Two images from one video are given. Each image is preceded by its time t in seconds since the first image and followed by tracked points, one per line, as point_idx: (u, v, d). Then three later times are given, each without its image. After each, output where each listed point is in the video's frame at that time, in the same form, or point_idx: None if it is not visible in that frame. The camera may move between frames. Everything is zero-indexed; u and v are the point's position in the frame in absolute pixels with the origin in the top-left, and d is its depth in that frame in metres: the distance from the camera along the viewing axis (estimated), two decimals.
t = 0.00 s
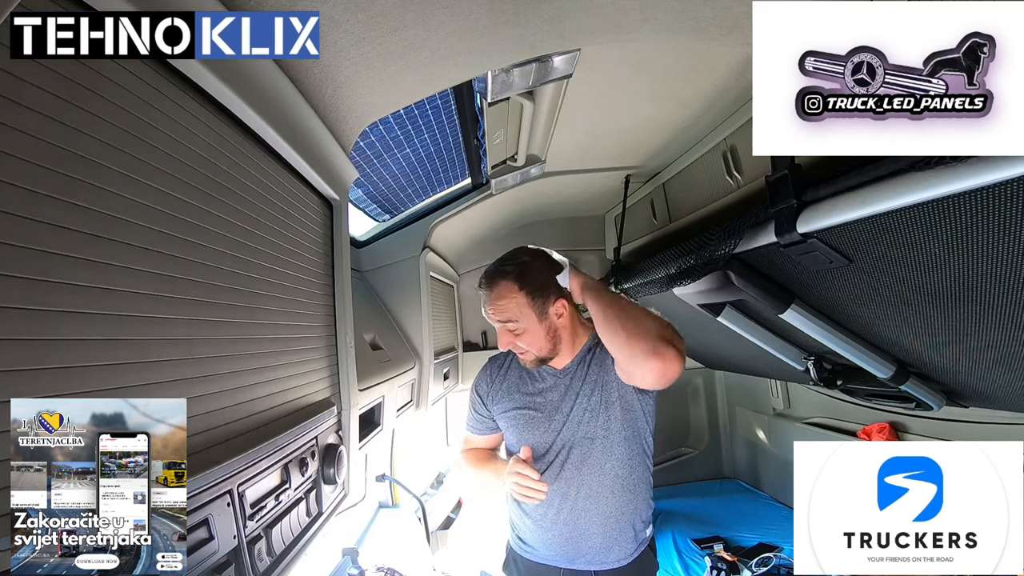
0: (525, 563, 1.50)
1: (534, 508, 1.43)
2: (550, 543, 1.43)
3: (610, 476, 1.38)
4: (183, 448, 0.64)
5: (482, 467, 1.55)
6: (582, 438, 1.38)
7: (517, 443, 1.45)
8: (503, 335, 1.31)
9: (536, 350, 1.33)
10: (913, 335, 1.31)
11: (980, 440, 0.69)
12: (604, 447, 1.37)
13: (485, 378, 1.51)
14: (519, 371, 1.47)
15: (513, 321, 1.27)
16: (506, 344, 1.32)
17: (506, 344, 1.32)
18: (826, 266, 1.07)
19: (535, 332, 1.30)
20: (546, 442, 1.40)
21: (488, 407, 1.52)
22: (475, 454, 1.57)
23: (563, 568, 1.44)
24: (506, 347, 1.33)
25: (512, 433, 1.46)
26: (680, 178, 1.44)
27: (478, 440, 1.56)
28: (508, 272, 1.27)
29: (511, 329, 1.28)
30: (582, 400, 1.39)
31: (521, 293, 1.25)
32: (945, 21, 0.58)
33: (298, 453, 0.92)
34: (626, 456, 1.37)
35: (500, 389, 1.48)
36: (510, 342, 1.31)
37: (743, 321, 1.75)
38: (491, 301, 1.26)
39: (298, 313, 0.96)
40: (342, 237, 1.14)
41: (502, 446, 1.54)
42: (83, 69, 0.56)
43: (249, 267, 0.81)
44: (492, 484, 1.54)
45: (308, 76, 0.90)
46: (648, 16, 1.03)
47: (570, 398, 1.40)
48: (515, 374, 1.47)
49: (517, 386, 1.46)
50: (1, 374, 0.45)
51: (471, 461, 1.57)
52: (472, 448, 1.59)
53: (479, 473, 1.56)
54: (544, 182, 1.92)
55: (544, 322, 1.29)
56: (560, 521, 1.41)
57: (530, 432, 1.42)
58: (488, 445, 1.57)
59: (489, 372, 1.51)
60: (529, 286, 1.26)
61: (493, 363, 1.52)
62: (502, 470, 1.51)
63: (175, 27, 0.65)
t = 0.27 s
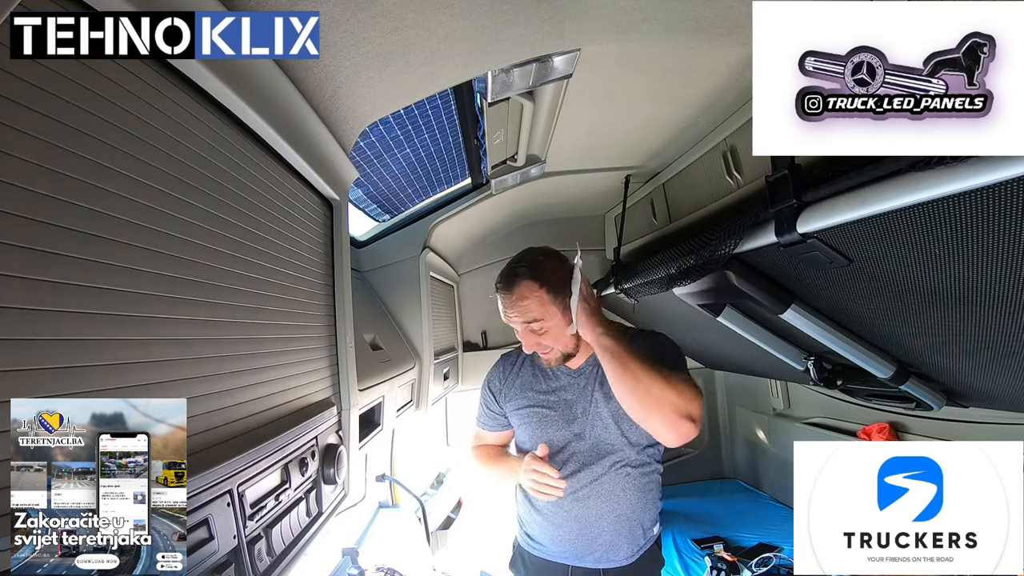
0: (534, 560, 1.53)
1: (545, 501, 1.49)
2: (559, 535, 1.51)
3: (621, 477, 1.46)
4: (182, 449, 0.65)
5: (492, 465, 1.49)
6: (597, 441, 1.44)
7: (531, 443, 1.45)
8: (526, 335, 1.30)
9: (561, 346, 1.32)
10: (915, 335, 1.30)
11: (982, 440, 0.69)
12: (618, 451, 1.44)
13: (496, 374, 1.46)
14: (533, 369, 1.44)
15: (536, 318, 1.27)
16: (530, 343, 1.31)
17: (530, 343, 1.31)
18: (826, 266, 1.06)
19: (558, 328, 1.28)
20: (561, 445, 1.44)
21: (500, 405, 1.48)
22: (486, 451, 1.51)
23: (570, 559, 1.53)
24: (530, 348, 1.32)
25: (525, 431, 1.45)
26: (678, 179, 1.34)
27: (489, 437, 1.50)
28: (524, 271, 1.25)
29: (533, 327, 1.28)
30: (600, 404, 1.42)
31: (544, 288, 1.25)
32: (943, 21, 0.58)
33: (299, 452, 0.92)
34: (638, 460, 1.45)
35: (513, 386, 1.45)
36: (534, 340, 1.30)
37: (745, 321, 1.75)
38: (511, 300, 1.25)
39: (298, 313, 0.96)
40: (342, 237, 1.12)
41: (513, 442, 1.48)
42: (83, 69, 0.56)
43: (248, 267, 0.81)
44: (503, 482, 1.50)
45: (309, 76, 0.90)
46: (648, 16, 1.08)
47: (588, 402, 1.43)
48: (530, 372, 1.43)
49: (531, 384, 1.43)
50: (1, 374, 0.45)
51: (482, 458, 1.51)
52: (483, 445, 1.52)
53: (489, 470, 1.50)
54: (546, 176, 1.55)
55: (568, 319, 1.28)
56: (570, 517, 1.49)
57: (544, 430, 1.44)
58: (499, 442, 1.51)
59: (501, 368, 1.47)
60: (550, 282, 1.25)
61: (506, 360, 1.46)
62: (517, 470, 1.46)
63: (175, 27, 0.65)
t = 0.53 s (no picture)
0: (541, 556, 1.52)
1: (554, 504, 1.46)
2: (568, 536, 1.48)
3: (633, 477, 1.42)
4: (182, 449, 0.65)
5: (500, 465, 1.46)
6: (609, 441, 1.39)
7: (540, 443, 1.42)
8: (540, 333, 1.28)
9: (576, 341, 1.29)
10: (915, 335, 1.30)
11: (982, 440, 0.69)
12: (630, 450, 1.39)
13: (504, 372, 1.47)
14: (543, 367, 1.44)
15: (548, 313, 1.25)
16: (545, 341, 1.29)
17: (546, 341, 1.29)
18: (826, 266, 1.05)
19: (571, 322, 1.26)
20: (572, 445, 1.40)
21: (508, 404, 1.47)
22: (493, 451, 1.48)
23: (578, 558, 1.51)
24: (545, 346, 1.30)
25: (534, 430, 1.43)
26: (678, 179, 1.33)
27: (496, 436, 1.48)
28: (532, 269, 1.25)
29: (546, 323, 1.26)
30: (613, 403, 1.37)
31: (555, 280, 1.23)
32: (942, 21, 0.59)
33: (299, 452, 0.92)
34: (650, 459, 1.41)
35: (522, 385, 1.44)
36: (548, 338, 1.28)
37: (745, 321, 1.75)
38: (523, 296, 1.25)
39: (298, 313, 0.96)
40: (342, 237, 1.12)
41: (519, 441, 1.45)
42: (82, 69, 0.56)
43: (248, 267, 0.81)
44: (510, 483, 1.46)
45: (309, 76, 0.90)
46: (648, 16, 1.07)
47: (600, 400, 1.39)
48: (539, 372, 1.43)
49: (541, 384, 1.42)
50: (1, 374, 0.45)
51: (489, 457, 1.48)
52: (490, 444, 1.49)
53: (496, 470, 1.47)
54: (546, 176, 1.53)
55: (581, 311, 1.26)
56: (579, 516, 1.46)
57: (554, 430, 1.41)
58: (506, 442, 1.48)
59: (511, 367, 1.47)
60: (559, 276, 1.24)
61: (514, 359, 1.47)
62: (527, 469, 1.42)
63: (175, 27, 0.65)
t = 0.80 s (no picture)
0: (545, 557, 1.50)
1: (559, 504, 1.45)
2: (574, 535, 1.47)
3: (640, 475, 1.39)
4: (182, 448, 0.65)
5: (505, 463, 1.44)
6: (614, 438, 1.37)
7: (546, 442, 1.40)
8: (546, 333, 1.27)
9: (581, 341, 1.29)
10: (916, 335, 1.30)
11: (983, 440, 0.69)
12: (637, 449, 1.38)
13: (507, 371, 1.43)
14: (548, 366, 1.40)
15: (556, 312, 1.24)
16: (550, 341, 1.28)
17: (552, 341, 1.29)
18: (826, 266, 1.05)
19: (578, 322, 1.26)
20: (578, 444, 1.38)
21: (512, 403, 1.43)
22: (496, 450, 1.46)
23: (584, 557, 1.49)
24: (551, 346, 1.29)
25: (538, 429, 1.40)
26: (678, 179, 1.32)
27: (500, 436, 1.46)
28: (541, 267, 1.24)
29: (552, 322, 1.25)
30: (619, 401, 1.36)
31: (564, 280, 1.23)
32: (942, 21, 0.59)
33: (298, 452, 0.92)
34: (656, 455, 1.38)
35: (527, 384, 1.41)
36: (554, 337, 1.28)
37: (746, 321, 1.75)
38: (531, 295, 1.24)
39: (298, 313, 0.96)
40: (342, 237, 1.12)
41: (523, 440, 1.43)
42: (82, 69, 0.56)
43: (248, 267, 0.81)
44: (514, 482, 1.44)
45: (309, 76, 0.90)
46: (648, 16, 1.08)
47: (605, 398, 1.37)
48: (544, 371, 1.40)
49: (546, 382, 1.39)
50: (2, 374, 0.45)
51: (492, 457, 1.46)
52: (493, 443, 1.47)
53: (499, 470, 1.45)
54: (546, 175, 1.53)
55: (587, 312, 1.26)
56: (585, 515, 1.44)
57: (560, 429, 1.38)
58: (510, 441, 1.46)
59: (514, 365, 1.44)
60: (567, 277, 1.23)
61: (518, 358, 1.44)
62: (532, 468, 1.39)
63: (175, 27, 0.65)
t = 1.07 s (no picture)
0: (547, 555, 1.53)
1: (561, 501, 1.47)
2: (575, 533, 1.48)
3: (640, 474, 1.40)
4: (182, 448, 0.65)
5: (506, 463, 1.48)
6: (616, 436, 1.39)
7: (549, 441, 1.43)
8: (547, 337, 1.27)
9: (581, 346, 1.29)
10: (915, 335, 1.30)
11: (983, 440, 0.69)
12: (637, 448, 1.38)
13: (511, 369, 1.48)
14: (549, 364, 1.46)
15: (558, 319, 1.23)
16: (550, 345, 1.28)
17: (552, 346, 1.28)
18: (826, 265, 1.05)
19: (580, 329, 1.25)
20: (579, 442, 1.40)
21: (515, 401, 1.49)
22: (498, 450, 1.50)
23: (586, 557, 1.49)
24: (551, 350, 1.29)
25: (541, 428, 1.44)
26: (679, 178, 1.31)
27: (501, 433, 1.52)
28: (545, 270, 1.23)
29: (554, 328, 1.24)
30: (618, 399, 1.39)
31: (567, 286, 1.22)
32: (943, 21, 0.59)
33: (298, 452, 0.92)
34: (657, 453, 1.39)
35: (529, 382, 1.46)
36: (555, 342, 1.27)
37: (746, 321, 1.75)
38: (533, 299, 1.23)
39: (298, 313, 0.96)
40: (342, 236, 1.12)
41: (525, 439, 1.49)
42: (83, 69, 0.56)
43: (248, 267, 0.81)
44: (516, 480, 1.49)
45: (309, 76, 0.90)
46: (648, 16, 1.09)
47: (605, 397, 1.40)
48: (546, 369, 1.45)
49: (548, 381, 1.45)
50: (1, 373, 0.45)
51: (494, 456, 1.50)
52: (495, 442, 1.52)
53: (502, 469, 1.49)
54: (546, 176, 1.53)
55: (589, 318, 1.25)
56: (587, 514, 1.46)
57: (561, 427, 1.41)
58: (511, 441, 1.51)
59: (518, 364, 1.48)
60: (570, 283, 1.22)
61: (522, 357, 1.48)
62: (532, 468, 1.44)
63: (175, 27, 0.65)
